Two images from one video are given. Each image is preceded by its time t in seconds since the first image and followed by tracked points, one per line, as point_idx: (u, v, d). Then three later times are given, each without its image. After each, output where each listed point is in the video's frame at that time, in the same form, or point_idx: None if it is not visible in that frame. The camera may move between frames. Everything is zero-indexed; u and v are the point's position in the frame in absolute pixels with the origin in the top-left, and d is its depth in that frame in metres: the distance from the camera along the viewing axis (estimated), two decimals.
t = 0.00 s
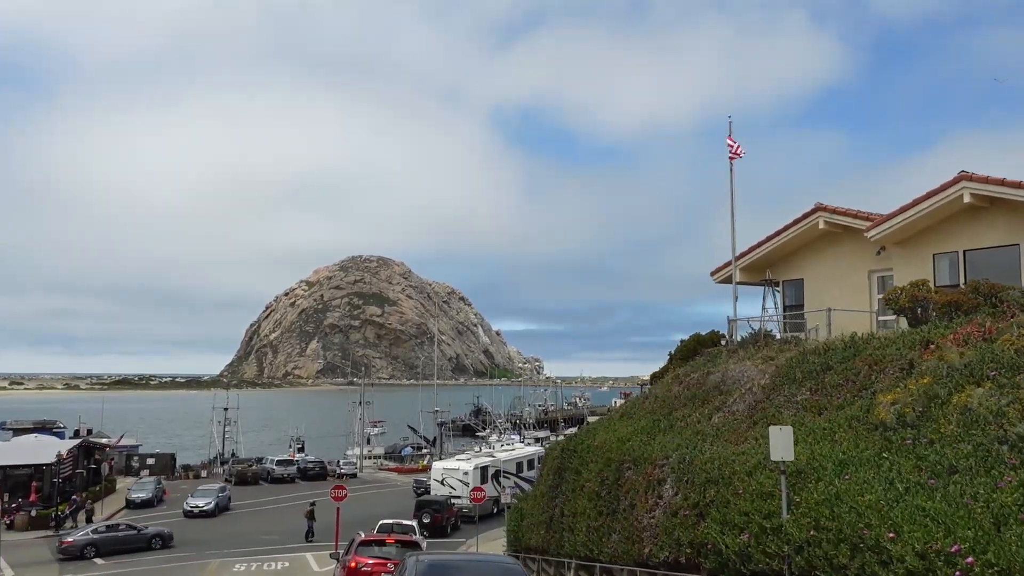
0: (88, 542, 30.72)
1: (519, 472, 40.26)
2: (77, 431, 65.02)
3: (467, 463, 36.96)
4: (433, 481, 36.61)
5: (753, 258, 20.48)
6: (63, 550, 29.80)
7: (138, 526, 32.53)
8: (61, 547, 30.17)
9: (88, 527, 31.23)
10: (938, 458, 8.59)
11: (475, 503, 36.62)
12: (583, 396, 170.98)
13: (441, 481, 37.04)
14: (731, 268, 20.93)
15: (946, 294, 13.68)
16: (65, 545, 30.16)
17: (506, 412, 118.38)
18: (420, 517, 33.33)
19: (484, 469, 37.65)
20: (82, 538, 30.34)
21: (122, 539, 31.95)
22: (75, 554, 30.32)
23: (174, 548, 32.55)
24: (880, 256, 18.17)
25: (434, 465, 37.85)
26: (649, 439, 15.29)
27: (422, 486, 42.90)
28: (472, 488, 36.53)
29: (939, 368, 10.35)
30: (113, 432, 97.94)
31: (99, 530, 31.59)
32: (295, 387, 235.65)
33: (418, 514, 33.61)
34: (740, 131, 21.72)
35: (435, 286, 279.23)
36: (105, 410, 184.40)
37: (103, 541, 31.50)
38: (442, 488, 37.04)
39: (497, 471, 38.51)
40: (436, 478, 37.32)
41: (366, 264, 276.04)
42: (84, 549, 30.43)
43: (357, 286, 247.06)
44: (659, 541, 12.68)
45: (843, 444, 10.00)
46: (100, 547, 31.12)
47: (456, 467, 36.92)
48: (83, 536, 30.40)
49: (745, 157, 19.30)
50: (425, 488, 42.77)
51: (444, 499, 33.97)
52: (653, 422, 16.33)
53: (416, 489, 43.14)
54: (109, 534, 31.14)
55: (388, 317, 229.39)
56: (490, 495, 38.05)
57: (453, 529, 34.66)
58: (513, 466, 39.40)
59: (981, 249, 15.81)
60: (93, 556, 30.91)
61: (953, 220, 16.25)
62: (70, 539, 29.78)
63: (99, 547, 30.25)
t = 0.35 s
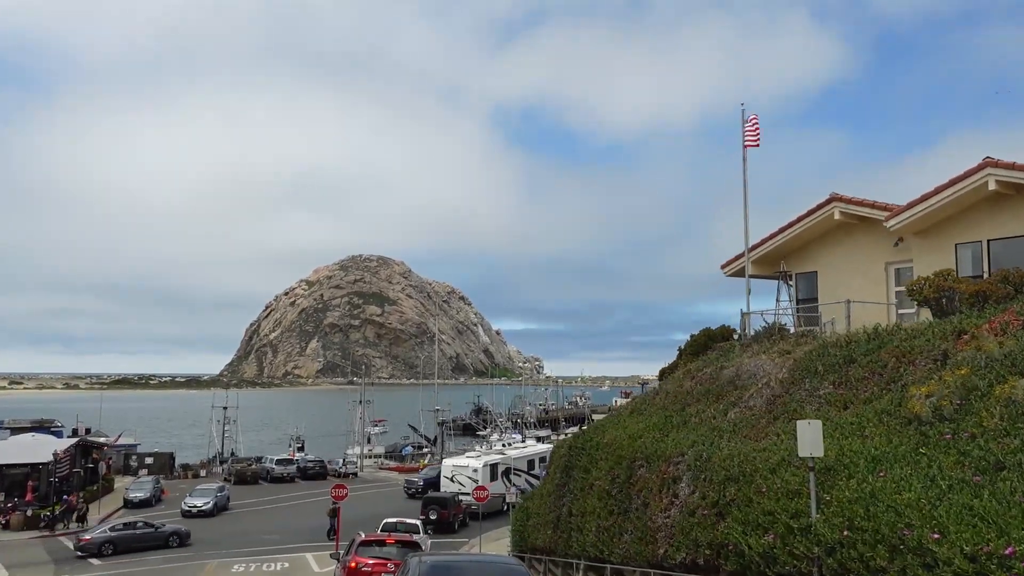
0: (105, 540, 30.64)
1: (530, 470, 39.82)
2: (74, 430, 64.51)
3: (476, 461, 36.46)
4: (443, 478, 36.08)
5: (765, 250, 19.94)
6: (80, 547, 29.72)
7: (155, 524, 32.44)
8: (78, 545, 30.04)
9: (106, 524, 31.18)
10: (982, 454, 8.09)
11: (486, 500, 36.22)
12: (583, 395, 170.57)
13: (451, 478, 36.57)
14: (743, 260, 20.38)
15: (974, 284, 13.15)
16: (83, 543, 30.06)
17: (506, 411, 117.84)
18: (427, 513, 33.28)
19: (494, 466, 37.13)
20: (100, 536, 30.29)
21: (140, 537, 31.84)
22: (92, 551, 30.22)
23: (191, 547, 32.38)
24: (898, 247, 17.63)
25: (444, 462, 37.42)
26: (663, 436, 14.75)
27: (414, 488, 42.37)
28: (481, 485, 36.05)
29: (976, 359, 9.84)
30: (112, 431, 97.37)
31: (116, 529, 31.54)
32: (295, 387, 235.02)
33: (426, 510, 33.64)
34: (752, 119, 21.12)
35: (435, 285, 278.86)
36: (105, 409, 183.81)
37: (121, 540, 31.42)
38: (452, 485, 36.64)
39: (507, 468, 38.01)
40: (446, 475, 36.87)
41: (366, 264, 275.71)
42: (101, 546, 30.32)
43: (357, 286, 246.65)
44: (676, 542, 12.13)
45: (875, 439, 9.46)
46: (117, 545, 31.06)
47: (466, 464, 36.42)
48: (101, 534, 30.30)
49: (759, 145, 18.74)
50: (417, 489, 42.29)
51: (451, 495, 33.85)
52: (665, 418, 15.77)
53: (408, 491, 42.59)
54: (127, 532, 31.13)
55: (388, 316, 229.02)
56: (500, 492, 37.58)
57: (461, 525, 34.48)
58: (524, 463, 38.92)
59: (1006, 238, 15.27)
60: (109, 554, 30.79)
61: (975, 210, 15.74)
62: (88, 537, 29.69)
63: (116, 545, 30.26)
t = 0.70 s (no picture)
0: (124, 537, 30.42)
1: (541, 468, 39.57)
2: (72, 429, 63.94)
3: (486, 458, 36.16)
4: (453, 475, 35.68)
5: (778, 242, 19.37)
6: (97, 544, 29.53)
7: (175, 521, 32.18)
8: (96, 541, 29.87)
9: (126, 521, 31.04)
10: None
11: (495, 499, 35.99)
12: (584, 394, 170.37)
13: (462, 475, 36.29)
14: (755, 253, 19.80)
15: (1003, 274, 12.65)
16: (102, 540, 29.97)
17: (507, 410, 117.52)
18: (435, 509, 33.28)
19: (504, 464, 36.73)
20: (119, 534, 30.12)
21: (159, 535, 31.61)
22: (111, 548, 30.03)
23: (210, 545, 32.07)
24: (916, 238, 17.08)
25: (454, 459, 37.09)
26: (676, 433, 14.22)
27: (404, 489, 41.75)
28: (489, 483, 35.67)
29: (1017, 350, 9.36)
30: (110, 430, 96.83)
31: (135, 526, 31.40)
32: (295, 386, 234.09)
33: (434, 505, 33.58)
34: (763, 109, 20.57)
35: (435, 285, 278.48)
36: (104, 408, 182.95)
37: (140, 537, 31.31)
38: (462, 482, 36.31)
39: (518, 466, 37.68)
40: (456, 473, 36.53)
41: (366, 263, 275.28)
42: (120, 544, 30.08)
43: (357, 285, 246.27)
44: (693, 543, 11.59)
45: (911, 435, 8.93)
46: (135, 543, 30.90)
47: (476, 460, 36.16)
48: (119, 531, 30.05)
49: (771, 133, 18.18)
50: (408, 490, 41.68)
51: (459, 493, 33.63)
52: (678, 414, 15.23)
53: (398, 492, 41.92)
54: (145, 530, 30.89)
55: (388, 315, 228.51)
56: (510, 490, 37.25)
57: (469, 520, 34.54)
58: (535, 461, 38.57)
59: None
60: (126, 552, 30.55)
61: (999, 198, 15.20)
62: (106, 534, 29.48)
63: (134, 542, 30.01)
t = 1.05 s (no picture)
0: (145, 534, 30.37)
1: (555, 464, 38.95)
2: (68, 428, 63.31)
3: (496, 454, 36.19)
4: (463, 470, 36.14)
5: (791, 233, 18.81)
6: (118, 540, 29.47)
7: (194, 519, 32.06)
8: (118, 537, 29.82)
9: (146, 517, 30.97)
10: None
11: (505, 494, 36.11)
12: (583, 394, 170.22)
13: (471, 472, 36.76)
14: (768, 245, 19.23)
15: None
16: (123, 537, 29.93)
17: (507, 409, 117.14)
18: (444, 507, 33.41)
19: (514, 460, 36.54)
20: (139, 531, 30.06)
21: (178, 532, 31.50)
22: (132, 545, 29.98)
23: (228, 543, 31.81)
24: (936, 228, 16.51)
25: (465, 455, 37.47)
26: (689, 429, 13.67)
27: (393, 489, 40.89)
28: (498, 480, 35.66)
29: None
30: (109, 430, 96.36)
31: (156, 522, 31.20)
32: (295, 386, 233.23)
33: (444, 502, 33.71)
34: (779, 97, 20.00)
35: (434, 284, 278.00)
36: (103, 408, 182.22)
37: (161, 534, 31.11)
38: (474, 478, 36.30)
39: (529, 463, 37.22)
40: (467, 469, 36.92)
41: (365, 262, 274.80)
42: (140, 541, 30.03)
43: (357, 284, 245.81)
44: (711, 543, 11.05)
45: (951, 429, 8.41)
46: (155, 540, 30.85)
47: (485, 457, 36.34)
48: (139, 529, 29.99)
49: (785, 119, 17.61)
50: (398, 490, 40.73)
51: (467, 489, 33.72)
52: (692, 410, 14.66)
53: (387, 493, 40.95)
54: (165, 527, 30.71)
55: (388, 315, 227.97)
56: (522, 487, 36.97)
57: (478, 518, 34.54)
58: (547, 458, 38.01)
59: None
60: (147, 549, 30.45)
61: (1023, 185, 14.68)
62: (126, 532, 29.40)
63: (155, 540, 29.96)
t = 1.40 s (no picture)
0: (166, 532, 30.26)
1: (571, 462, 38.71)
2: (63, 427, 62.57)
3: (506, 452, 36.00)
4: (473, 467, 36.09)
5: (806, 223, 18.29)
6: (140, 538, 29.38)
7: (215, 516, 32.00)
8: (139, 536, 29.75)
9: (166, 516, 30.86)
10: None
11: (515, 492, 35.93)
12: (583, 393, 169.73)
13: (482, 469, 36.59)
14: (782, 236, 18.72)
15: None
16: (143, 535, 29.85)
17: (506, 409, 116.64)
18: (452, 503, 33.72)
19: (526, 458, 36.36)
20: (160, 529, 29.98)
21: (199, 530, 31.35)
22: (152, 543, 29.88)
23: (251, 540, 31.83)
24: (955, 219, 15.92)
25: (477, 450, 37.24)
26: (705, 424, 13.12)
27: (383, 490, 40.16)
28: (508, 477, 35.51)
29: None
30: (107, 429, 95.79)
31: (177, 520, 31.00)
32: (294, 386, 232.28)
33: (452, 499, 34.08)
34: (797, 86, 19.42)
35: (433, 284, 277.54)
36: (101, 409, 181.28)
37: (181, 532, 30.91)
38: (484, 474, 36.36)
39: (542, 461, 36.84)
40: (479, 465, 36.80)
41: (364, 262, 274.33)
42: (161, 539, 29.91)
43: (356, 284, 245.33)
44: (731, 545, 10.50)
45: (996, 424, 7.85)
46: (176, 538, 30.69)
47: (496, 454, 36.16)
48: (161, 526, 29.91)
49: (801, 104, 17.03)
50: (387, 491, 39.92)
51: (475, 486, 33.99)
52: (706, 406, 14.11)
53: (377, 493, 40.17)
54: (186, 525, 30.56)
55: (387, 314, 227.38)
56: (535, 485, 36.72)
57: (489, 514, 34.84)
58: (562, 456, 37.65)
59: None
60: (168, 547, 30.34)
61: None
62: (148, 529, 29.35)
63: (176, 537, 29.83)
